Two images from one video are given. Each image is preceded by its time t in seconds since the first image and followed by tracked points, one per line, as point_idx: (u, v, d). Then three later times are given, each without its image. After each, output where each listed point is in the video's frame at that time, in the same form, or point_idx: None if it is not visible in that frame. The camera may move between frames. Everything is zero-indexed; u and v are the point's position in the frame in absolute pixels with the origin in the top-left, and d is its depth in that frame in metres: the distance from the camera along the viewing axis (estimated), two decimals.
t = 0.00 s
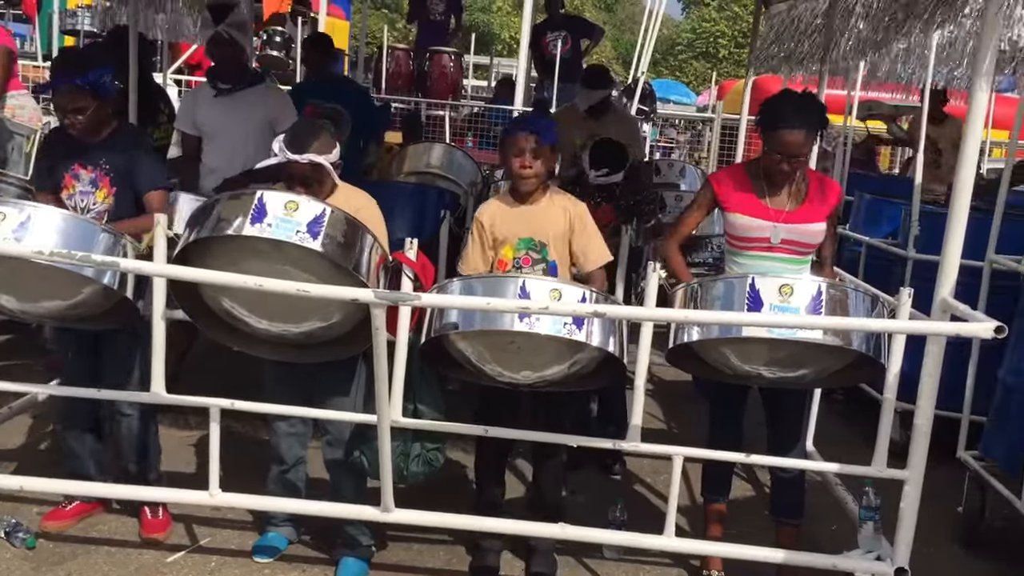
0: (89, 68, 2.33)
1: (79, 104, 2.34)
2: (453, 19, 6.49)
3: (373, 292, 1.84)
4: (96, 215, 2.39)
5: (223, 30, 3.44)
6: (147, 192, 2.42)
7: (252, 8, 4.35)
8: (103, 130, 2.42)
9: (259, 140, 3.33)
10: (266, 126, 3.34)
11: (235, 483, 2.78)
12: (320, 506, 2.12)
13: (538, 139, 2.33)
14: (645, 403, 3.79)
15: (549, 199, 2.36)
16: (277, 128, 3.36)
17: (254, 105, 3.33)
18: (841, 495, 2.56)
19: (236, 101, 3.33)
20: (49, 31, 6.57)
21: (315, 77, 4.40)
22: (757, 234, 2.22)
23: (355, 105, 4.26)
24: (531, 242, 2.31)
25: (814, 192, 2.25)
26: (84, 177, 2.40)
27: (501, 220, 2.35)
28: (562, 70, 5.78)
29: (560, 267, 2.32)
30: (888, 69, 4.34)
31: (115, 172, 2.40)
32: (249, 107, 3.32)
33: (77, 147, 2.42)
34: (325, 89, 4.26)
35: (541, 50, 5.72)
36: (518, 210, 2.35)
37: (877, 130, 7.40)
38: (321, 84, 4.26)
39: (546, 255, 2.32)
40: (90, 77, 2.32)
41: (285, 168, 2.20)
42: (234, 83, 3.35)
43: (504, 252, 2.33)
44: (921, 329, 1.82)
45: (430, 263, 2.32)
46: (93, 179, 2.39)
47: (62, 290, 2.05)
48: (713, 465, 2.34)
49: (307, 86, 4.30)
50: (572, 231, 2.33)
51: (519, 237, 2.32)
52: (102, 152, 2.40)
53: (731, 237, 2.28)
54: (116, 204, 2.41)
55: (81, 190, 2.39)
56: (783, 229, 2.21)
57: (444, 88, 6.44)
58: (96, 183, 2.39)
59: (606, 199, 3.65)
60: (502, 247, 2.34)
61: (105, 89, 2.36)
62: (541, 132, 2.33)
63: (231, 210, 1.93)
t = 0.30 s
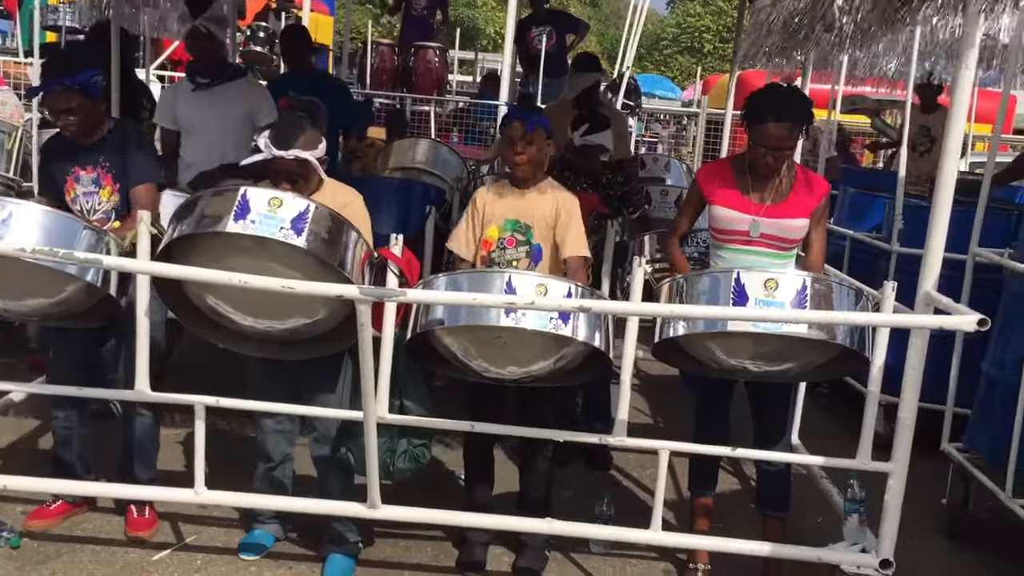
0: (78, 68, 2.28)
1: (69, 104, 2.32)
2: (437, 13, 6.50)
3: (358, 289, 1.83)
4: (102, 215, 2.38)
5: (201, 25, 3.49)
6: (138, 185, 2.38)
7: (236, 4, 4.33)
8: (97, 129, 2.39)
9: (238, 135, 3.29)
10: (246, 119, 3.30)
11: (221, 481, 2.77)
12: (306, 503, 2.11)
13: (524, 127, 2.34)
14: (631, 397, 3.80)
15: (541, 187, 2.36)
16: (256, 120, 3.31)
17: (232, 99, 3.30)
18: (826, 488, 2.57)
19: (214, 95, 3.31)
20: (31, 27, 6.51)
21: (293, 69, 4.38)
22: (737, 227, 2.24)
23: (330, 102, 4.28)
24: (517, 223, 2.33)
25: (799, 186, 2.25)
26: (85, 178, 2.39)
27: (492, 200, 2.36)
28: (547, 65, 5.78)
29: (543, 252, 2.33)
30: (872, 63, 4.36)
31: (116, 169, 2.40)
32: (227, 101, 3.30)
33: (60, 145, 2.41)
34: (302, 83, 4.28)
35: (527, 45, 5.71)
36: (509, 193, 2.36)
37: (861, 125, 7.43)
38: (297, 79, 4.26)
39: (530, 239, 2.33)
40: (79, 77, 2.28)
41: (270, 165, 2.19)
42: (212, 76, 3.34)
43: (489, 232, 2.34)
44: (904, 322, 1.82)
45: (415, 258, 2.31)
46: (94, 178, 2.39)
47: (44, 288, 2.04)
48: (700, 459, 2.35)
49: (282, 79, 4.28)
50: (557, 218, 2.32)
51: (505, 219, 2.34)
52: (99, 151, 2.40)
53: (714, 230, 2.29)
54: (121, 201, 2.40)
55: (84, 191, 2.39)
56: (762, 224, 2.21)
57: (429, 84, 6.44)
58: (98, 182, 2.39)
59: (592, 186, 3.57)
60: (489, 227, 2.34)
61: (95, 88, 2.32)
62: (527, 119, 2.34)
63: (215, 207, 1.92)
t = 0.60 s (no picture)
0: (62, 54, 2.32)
1: (52, 89, 2.31)
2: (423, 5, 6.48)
3: (345, 281, 1.83)
4: (78, 209, 2.39)
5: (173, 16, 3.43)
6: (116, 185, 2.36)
7: None
8: (80, 121, 2.39)
9: (215, 129, 3.29)
10: (222, 113, 3.31)
11: (209, 475, 2.77)
12: (295, 497, 2.11)
13: (551, 127, 2.30)
14: (620, 390, 3.81)
15: (556, 192, 2.33)
16: (233, 115, 3.33)
17: (209, 92, 3.28)
18: (814, 478, 2.59)
19: (190, 87, 3.28)
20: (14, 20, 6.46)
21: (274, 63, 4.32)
22: (726, 221, 2.24)
23: (318, 95, 4.22)
24: (524, 231, 2.31)
25: (787, 178, 2.25)
26: (63, 171, 2.38)
27: (502, 199, 2.34)
28: (534, 57, 5.77)
29: (547, 261, 2.31)
30: (859, 54, 4.36)
31: (92, 165, 2.38)
32: (202, 93, 3.27)
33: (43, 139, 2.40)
34: (287, 79, 4.21)
35: (514, 37, 5.70)
36: (521, 195, 2.33)
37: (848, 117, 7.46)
38: (283, 72, 4.21)
39: (536, 247, 2.31)
40: (63, 62, 2.31)
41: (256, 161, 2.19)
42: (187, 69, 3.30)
43: (495, 233, 2.33)
44: (890, 312, 1.83)
45: (403, 251, 2.30)
46: (72, 173, 2.38)
47: (29, 283, 2.03)
48: (688, 449, 2.36)
49: (268, 75, 4.22)
50: (567, 228, 2.29)
51: (515, 224, 2.31)
52: (77, 145, 2.37)
53: (703, 224, 2.29)
54: (97, 198, 2.40)
55: (61, 185, 2.39)
56: (752, 216, 2.22)
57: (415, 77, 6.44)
58: (75, 177, 2.38)
59: (585, 179, 3.60)
60: (496, 226, 2.34)
61: (79, 75, 2.33)
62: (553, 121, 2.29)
63: (201, 200, 1.91)
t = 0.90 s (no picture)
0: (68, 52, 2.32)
1: (51, 82, 2.28)
2: None
3: (337, 273, 1.83)
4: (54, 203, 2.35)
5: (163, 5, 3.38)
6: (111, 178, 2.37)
7: None
8: (72, 120, 2.37)
9: (206, 121, 3.29)
10: (213, 105, 3.30)
11: (201, 468, 2.76)
12: (288, 489, 2.11)
13: (539, 115, 2.29)
14: (612, 380, 3.82)
15: (545, 179, 2.35)
16: (224, 107, 3.31)
17: (201, 84, 3.27)
18: (805, 468, 2.60)
19: (182, 79, 3.27)
20: None
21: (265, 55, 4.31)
22: (727, 213, 2.23)
23: (313, 79, 4.22)
24: (520, 219, 2.32)
25: (776, 165, 2.26)
26: (48, 164, 2.35)
27: (494, 190, 2.31)
28: (524, 48, 5.76)
29: (545, 246, 2.35)
30: (849, 44, 4.36)
31: (81, 163, 2.37)
32: (195, 85, 3.26)
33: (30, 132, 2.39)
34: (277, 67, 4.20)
35: (504, 29, 5.68)
36: (511, 185, 2.32)
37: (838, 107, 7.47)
38: (273, 60, 4.21)
39: (534, 234, 2.34)
40: (69, 59, 2.31)
41: (247, 152, 2.17)
42: (179, 61, 3.30)
43: (492, 225, 2.33)
44: (881, 302, 1.84)
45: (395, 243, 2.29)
46: (57, 166, 2.35)
47: (19, 276, 2.02)
48: (680, 439, 2.36)
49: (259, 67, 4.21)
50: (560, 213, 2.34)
51: (510, 214, 2.33)
52: (69, 141, 2.36)
53: (699, 217, 2.27)
54: (77, 195, 2.37)
55: (42, 176, 2.35)
56: (752, 207, 2.22)
57: (406, 67, 6.39)
58: (59, 171, 2.36)
59: (576, 169, 3.64)
60: (491, 218, 2.33)
61: (82, 73, 2.34)
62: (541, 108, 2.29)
63: (192, 192, 1.91)
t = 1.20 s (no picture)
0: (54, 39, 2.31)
1: (36, 70, 2.28)
2: None
3: (332, 266, 1.83)
4: (59, 192, 2.35)
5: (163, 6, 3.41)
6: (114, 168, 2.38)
7: None
8: (63, 107, 2.37)
9: (212, 115, 3.27)
10: (219, 99, 3.28)
11: (198, 461, 2.76)
12: (284, 481, 2.11)
13: (498, 112, 2.30)
14: (608, 372, 3.82)
15: (519, 172, 2.37)
16: (230, 102, 3.30)
17: (207, 78, 3.26)
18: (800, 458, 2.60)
19: (188, 73, 3.27)
20: None
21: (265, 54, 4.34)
22: (722, 206, 2.23)
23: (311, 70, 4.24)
24: (504, 213, 2.32)
25: (769, 156, 2.26)
26: (46, 154, 2.35)
27: (470, 192, 2.33)
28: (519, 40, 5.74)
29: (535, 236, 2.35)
30: (843, 34, 4.36)
31: (80, 150, 2.36)
32: (200, 79, 3.25)
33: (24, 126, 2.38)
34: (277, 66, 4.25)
35: (499, 20, 5.67)
36: (485, 183, 2.34)
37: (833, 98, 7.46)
38: (272, 60, 4.28)
39: (521, 225, 2.33)
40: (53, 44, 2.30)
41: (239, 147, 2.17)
42: (184, 56, 3.29)
43: (478, 225, 2.32)
44: (876, 292, 1.85)
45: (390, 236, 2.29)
46: (56, 156, 2.35)
47: (14, 270, 2.01)
48: (675, 430, 2.37)
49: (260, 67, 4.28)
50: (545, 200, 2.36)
51: (493, 209, 2.32)
52: (63, 129, 2.35)
53: (695, 209, 2.28)
54: (80, 183, 2.37)
55: (42, 167, 2.35)
56: (748, 198, 2.22)
57: (401, 60, 6.37)
58: (59, 160, 2.36)
59: (570, 162, 3.66)
60: (475, 218, 2.33)
61: (68, 58, 2.32)
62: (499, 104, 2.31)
63: (186, 185, 1.90)
